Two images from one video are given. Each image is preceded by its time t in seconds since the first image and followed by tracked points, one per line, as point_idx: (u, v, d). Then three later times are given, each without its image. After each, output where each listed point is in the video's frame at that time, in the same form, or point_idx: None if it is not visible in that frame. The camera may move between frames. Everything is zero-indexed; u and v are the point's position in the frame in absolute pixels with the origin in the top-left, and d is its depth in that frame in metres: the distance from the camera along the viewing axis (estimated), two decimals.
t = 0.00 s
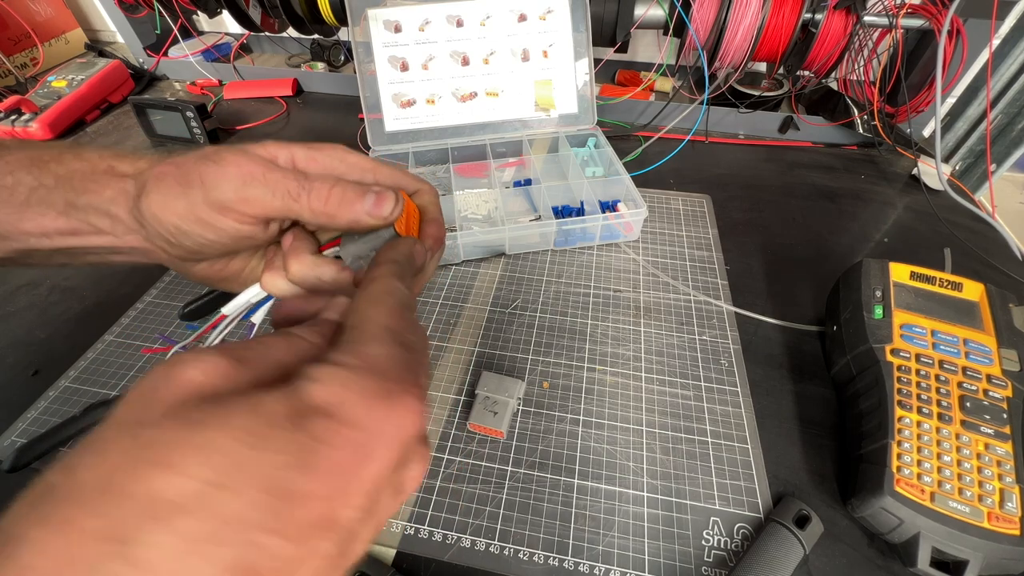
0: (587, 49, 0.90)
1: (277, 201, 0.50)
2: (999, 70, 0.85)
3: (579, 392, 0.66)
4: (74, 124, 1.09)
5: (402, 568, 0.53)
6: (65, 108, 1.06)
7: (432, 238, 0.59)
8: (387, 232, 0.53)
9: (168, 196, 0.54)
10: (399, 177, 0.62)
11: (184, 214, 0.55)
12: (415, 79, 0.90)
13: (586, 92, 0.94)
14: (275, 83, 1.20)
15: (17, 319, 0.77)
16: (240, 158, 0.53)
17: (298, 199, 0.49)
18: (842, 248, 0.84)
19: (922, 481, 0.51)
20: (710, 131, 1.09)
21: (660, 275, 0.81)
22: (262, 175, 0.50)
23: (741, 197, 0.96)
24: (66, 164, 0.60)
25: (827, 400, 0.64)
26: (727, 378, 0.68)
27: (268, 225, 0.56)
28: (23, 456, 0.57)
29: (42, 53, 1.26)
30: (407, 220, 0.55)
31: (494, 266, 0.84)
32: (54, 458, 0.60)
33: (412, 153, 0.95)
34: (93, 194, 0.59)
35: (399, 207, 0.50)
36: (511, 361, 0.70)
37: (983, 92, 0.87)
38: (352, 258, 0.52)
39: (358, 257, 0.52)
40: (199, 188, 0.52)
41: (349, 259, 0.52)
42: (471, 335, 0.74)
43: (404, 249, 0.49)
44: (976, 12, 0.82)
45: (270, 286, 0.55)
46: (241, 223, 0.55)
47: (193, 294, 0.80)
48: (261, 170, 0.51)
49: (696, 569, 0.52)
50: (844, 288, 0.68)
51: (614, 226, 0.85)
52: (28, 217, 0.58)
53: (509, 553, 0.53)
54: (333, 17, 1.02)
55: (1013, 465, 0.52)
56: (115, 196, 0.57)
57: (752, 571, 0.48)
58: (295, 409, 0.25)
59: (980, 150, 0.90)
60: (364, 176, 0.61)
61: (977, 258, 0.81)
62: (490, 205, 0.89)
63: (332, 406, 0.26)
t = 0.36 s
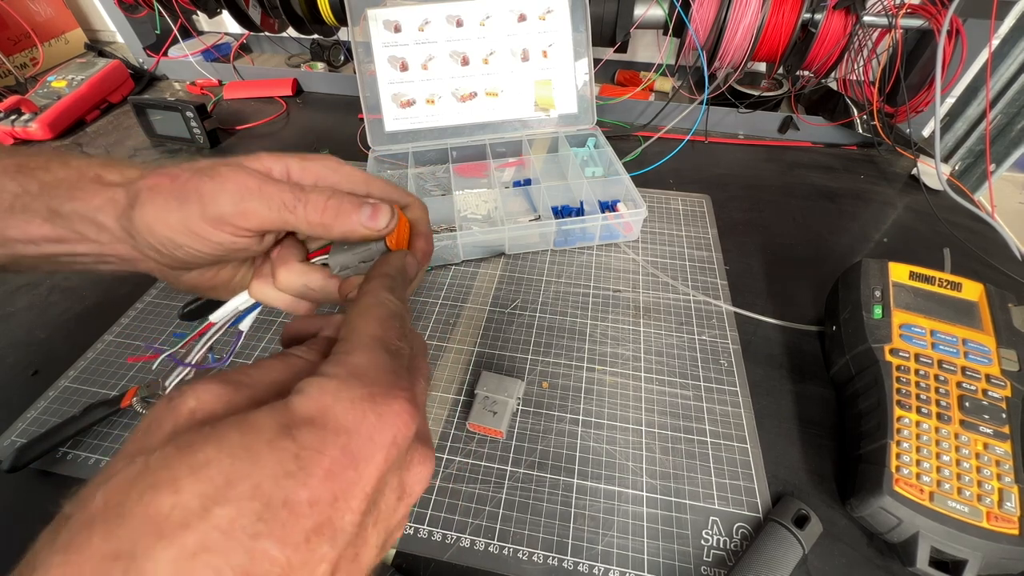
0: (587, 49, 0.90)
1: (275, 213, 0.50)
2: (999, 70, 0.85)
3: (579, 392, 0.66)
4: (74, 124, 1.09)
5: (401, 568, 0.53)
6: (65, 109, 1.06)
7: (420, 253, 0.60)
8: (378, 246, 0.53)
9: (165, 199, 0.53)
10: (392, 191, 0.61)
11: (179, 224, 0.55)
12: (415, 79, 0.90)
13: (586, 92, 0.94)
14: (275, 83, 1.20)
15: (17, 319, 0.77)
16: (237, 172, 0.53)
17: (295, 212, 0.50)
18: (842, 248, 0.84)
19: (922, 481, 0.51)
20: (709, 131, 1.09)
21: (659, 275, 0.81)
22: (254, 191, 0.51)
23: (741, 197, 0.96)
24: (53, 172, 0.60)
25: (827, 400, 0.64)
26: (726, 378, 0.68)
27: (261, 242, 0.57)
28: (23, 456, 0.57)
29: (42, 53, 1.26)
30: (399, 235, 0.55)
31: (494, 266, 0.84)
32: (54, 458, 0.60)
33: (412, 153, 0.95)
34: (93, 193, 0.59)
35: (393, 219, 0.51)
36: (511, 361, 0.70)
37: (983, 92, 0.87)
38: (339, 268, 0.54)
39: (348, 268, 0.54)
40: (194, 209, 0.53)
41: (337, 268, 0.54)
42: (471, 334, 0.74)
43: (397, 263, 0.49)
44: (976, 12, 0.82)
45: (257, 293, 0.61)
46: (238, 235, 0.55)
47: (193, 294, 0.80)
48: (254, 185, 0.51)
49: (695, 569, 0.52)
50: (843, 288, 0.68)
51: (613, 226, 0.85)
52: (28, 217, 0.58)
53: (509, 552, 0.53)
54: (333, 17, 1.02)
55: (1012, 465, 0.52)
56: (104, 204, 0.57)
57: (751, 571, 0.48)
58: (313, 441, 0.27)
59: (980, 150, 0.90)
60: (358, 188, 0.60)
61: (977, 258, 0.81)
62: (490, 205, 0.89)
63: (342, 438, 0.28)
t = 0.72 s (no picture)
0: (587, 49, 0.90)
1: (273, 220, 0.50)
2: (999, 70, 0.85)
3: (579, 392, 0.66)
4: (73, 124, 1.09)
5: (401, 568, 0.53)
6: (65, 109, 1.06)
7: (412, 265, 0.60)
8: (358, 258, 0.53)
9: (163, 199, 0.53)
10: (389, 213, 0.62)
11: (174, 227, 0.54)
12: (415, 79, 0.90)
13: (586, 92, 0.94)
14: (275, 83, 1.20)
15: (17, 319, 0.77)
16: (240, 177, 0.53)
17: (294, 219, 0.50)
18: (843, 248, 0.84)
19: (922, 481, 0.51)
20: (709, 131, 1.09)
21: (659, 275, 0.81)
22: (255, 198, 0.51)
23: (741, 197, 0.96)
24: (53, 174, 0.61)
25: (827, 400, 0.64)
26: (726, 378, 0.68)
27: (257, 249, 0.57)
28: (23, 456, 0.57)
29: (42, 53, 1.26)
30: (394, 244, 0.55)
31: (494, 266, 0.84)
32: (54, 458, 0.60)
33: (412, 153, 0.95)
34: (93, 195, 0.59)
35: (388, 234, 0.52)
36: (511, 361, 0.70)
37: (984, 92, 0.87)
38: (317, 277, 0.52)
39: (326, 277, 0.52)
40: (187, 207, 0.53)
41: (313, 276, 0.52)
42: (471, 334, 0.74)
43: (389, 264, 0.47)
44: (976, 12, 0.82)
45: (239, 305, 0.56)
46: (232, 239, 0.55)
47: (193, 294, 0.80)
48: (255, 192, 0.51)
49: (695, 569, 0.52)
50: (843, 288, 0.68)
51: (614, 226, 0.85)
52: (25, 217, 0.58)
53: (509, 553, 0.53)
54: (333, 17, 1.02)
55: (1013, 465, 0.52)
56: (94, 200, 0.58)
57: (752, 571, 0.48)
58: (256, 398, 0.26)
59: (980, 150, 0.90)
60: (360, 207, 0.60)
61: (977, 258, 0.81)
62: (490, 205, 0.89)
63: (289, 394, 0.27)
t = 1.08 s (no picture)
0: (587, 49, 0.90)
1: (311, 211, 0.51)
2: (999, 70, 0.85)
3: (579, 392, 0.66)
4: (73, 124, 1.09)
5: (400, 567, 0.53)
6: (65, 109, 1.06)
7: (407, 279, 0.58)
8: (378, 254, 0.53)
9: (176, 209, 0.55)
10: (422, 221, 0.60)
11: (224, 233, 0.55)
12: (414, 79, 0.90)
13: (586, 92, 0.94)
14: (275, 83, 1.20)
15: (17, 319, 0.77)
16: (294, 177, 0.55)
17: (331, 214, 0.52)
18: (843, 248, 0.84)
19: (922, 481, 0.51)
20: (709, 131, 1.09)
21: (659, 275, 0.81)
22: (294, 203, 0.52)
23: (741, 197, 0.96)
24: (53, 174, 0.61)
25: (827, 400, 0.64)
26: (726, 378, 0.68)
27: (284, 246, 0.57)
28: (23, 456, 0.57)
29: (42, 53, 1.26)
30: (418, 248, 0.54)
31: (494, 266, 0.84)
32: (54, 458, 0.60)
33: (412, 153, 0.95)
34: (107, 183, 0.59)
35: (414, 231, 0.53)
36: (511, 361, 0.70)
37: (983, 92, 0.87)
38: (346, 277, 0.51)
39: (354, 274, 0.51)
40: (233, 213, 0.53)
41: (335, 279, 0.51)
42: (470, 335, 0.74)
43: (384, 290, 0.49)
44: (976, 12, 0.82)
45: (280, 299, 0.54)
46: (271, 226, 0.54)
47: (193, 295, 0.80)
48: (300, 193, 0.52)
49: (695, 569, 0.52)
50: (843, 288, 0.68)
51: (614, 226, 0.85)
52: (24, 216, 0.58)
53: (509, 553, 0.53)
54: (333, 17, 1.02)
55: (1012, 465, 0.52)
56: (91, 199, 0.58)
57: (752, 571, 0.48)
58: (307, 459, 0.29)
59: (980, 149, 0.90)
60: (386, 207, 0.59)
61: (977, 258, 0.81)
62: (490, 205, 0.89)
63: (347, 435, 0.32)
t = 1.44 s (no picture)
0: (587, 49, 0.90)
1: (232, 204, 0.51)
2: (999, 70, 0.85)
3: (579, 392, 0.66)
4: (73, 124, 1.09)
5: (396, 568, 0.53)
6: (65, 108, 1.06)
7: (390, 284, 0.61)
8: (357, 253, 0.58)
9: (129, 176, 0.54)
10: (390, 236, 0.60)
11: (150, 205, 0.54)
12: (415, 79, 0.90)
13: (586, 92, 0.94)
14: (275, 83, 1.20)
15: (17, 319, 0.77)
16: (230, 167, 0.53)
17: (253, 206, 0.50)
18: (843, 248, 0.84)
19: (922, 481, 0.51)
20: (709, 131, 1.09)
21: (659, 275, 0.81)
22: (215, 188, 0.51)
23: (741, 197, 0.96)
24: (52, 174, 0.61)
25: (827, 400, 0.64)
26: (726, 378, 0.68)
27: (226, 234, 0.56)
28: (23, 456, 0.57)
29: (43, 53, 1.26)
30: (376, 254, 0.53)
31: (494, 266, 0.84)
32: (54, 457, 0.60)
33: (412, 153, 0.95)
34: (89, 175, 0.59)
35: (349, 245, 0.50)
36: (511, 361, 0.70)
37: (983, 92, 0.87)
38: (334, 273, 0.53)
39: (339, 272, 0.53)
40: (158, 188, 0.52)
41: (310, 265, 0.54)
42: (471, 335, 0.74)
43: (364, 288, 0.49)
44: (975, 12, 0.82)
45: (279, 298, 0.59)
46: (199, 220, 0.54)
47: (193, 295, 0.80)
48: (226, 180, 0.51)
49: (695, 569, 0.52)
50: (843, 288, 0.68)
51: (613, 226, 0.85)
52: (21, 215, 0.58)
53: (509, 552, 0.53)
54: (334, 17, 1.02)
55: (1012, 465, 0.52)
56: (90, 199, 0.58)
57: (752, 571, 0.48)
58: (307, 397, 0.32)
59: (980, 149, 0.90)
60: (336, 215, 0.57)
61: (977, 258, 0.81)
62: (490, 205, 0.89)
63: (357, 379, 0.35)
